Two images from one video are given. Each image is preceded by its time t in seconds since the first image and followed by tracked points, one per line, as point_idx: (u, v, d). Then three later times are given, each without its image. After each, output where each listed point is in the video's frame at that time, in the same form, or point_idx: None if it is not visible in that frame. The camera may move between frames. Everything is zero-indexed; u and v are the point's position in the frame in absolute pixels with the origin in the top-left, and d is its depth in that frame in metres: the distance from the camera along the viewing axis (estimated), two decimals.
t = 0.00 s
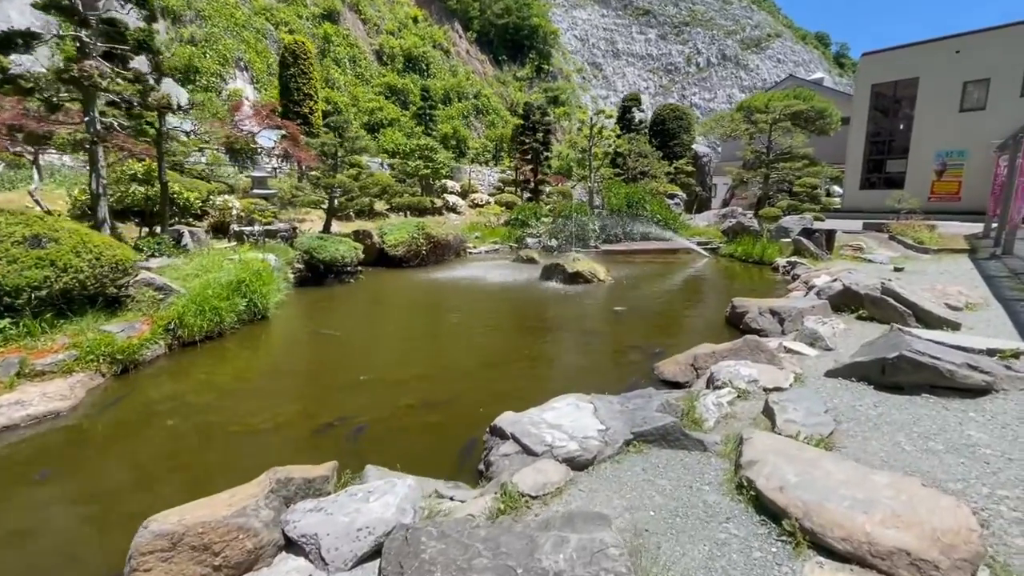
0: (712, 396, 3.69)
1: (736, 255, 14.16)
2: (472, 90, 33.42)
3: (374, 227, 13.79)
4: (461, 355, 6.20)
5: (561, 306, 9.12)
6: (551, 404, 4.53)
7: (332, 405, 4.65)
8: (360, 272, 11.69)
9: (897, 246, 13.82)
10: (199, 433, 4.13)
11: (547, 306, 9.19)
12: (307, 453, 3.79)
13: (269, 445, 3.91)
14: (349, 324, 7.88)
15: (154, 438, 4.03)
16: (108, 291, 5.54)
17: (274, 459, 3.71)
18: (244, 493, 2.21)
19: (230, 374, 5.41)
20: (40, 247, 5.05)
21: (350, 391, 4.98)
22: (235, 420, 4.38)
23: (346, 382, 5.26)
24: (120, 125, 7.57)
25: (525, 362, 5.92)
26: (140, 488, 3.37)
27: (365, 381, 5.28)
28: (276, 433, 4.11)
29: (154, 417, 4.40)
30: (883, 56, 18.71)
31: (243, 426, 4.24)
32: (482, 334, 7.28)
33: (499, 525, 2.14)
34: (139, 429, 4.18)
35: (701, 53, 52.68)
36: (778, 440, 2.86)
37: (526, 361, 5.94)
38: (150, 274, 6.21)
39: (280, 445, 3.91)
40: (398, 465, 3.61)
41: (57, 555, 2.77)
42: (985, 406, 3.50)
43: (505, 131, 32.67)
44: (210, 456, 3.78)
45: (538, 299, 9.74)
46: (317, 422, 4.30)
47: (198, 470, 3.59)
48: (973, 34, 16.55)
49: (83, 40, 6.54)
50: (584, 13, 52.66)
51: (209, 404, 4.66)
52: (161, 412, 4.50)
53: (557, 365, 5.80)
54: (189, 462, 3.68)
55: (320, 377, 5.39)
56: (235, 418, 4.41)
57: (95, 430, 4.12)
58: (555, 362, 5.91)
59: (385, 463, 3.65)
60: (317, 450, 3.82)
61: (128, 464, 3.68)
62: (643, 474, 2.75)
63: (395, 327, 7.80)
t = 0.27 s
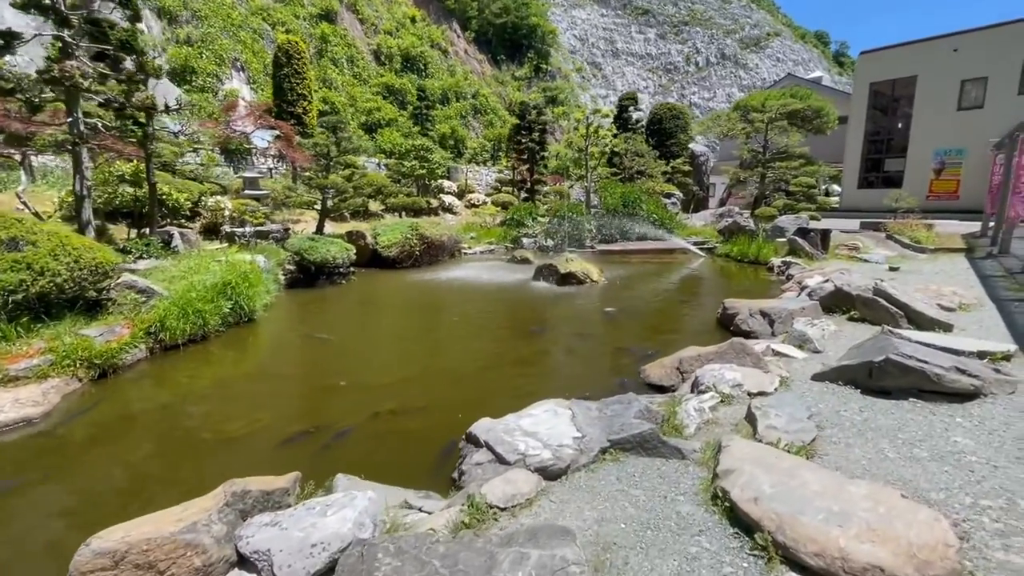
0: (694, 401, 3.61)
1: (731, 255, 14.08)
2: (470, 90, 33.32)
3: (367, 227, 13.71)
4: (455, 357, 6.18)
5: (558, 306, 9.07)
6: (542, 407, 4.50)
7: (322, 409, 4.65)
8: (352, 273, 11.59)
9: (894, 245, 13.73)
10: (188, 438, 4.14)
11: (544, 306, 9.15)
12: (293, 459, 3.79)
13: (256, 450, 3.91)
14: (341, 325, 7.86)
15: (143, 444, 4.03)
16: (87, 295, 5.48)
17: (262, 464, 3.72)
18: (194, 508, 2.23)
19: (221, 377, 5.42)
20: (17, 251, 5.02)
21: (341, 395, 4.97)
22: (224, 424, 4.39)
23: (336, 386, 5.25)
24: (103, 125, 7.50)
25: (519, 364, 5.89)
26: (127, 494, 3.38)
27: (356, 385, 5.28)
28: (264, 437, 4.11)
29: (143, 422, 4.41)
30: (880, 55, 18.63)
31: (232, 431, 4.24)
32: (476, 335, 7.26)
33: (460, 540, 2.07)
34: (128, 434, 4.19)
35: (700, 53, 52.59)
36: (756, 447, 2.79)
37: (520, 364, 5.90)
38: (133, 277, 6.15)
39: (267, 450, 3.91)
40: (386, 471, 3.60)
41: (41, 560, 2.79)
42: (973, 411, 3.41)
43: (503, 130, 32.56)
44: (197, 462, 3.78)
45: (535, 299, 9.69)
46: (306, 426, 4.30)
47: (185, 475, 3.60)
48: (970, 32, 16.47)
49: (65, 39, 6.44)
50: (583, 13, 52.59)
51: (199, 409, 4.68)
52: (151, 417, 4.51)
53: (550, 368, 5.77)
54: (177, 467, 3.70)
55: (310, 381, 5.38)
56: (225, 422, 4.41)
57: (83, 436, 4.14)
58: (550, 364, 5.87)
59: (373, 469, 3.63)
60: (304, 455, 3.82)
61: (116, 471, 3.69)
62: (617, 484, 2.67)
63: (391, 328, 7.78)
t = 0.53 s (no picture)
0: (678, 408, 3.52)
1: (728, 256, 13.99)
2: (470, 91, 33.24)
3: (362, 229, 13.64)
4: (448, 362, 6.19)
5: (554, 308, 9.05)
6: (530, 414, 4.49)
7: (311, 415, 4.67)
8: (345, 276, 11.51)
9: (892, 246, 13.63)
10: (177, 444, 4.19)
11: (539, 308, 9.13)
12: (280, 466, 3.81)
13: (244, 457, 3.95)
14: (334, 327, 7.88)
15: (134, 449, 4.09)
16: (68, 299, 5.43)
17: (249, 471, 3.75)
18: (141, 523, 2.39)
19: (214, 381, 5.46)
20: None
21: (332, 400, 5.00)
22: (214, 429, 4.43)
23: (328, 390, 5.29)
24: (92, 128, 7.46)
25: (511, 369, 5.89)
26: (115, 500, 3.44)
27: (347, 390, 5.31)
28: (252, 444, 4.14)
29: (135, 427, 4.46)
30: (879, 55, 18.55)
31: (221, 437, 4.27)
32: (471, 338, 7.27)
33: (421, 559, 1.99)
34: (119, 441, 4.24)
35: (701, 53, 52.50)
36: (737, 457, 2.70)
37: (512, 368, 5.90)
38: (118, 281, 6.08)
39: (255, 456, 3.95)
40: (370, 480, 3.61)
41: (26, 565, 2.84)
42: (964, 419, 3.32)
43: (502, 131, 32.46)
44: (184, 468, 3.82)
45: (532, 300, 9.67)
46: (296, 432, 4.33)
47: (174, 482, 3.65)
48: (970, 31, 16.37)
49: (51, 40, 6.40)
50: (583, 13, 52.55)
51: (191, 414, 4.72)
52: (143, 421, 4.56)
53: (542, 372, 5.76)
54: (165, 474, 3.74)
55: (302, 385, 5.41)
56: (214, 428, 4.45)
57: (76, 442, 4.20)
58: (542, 368, 5.87)
59: (358, 477, 3.65)
60: (291, 462, 3.86)
61: (104, 477, 3.74)
62: (593, 496, 2.58)
63: (386, 331, 7.79)
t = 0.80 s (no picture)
0: (666, 414, 3.40)
1: (728, 257, 13.85)
2: (471, 92, 33.16)
3: (359, 230, 13.56)
4: (442, 363, 6.10)
5: (552, 309, 8.93)
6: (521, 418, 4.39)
7: (299, 418, 4.60)
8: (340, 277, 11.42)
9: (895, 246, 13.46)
10: (162, 448, 4.14)
11: (537, 309, 9.02)
12: (263, 470, 3.74)
13: (227, 461, 3.88)
14: (331, 328, 7.88)
15: (124, 448, 4.13)
16: (50, 301, 5.36)
17: (231, 475, 3.69)
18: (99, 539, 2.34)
19: (208, 380, 5.48)
20: None
21: (321, 403, 4.93)
22: (200, 432, 4.37)
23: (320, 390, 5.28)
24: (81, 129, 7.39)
25: (505, 371, 5.79)
26: (101, 498, 3.47)
27: (339, 390, 5.30)
28: (236, 448, 4.08)
29: (121, 430, 4.41)
30: (883, 54, 18.37)
31: (206, 442, 4.21)
32: (467, 339, 7.17)
33: None
34: (104, 444, 4.20)
35: (703, 54, 52.33)
36: (723, 467, 2.58)
37: (506, 370, 5.80)
38: (104, 283, 6.00)
39: (239, 461, 3.88)
40: (354, 485, 3.54)
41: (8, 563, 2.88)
42: (965, 426, 3.19)
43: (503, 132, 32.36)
44: (166, 472, 3.77)
45: (530, 301, 9.56)
46: (282, 435, 4.26)
47: (155, 486, 3.59)
48: (974, 30, 16.20)
49: (37, 40, 6.32)
50: (586, 14, 52.48)
51: (179, 417, 4.67)
52: (130, 425, 4.52)
53: (537, 373, 5.65)
54: (148, 478, 3.69)
55: (292, 388, 5.34)
56: (200, 431, 4.39)
57: (69, 439, 4.25)
58: (536, 369, 5.76)
59: (341, 483, 3.57)
60: (274, 467, 3.78)
61: (86, 481, 3.70)
62: (570, 508, 2.47)
63: (381, 332, 7.70)
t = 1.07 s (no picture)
0: (655, 429, 3.24)
1: (730, 260, 13.66)
2: (473, 95, 33.10)
3: (357, 234, 13.46)
4: (434, 369, 5.98)
5: (550, 313, 8.80)
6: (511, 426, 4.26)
7: (284, 425, 4.49)
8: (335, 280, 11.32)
9: (900, 249, 13.24)
10: (143, 457, 4.04)
11: (535, 313, 8.88)
12: (243, 481, 3.64)
13: (207, 471, 3.79)
14: (327, 332, 7.79)
15: (109, 455, 4.09)
16: (32, 307, 5.26)
17: (211, 487, 3.59)
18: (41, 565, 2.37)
19: (199, 386, 5.43)
20: None
21: (309, 410, 4.82)
22: (183, 441, 4.28)
23: (311, 397, 5.19)
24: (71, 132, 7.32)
25: (498, 376, 5.66)
26: (79, 508, 3.41)
27: (330, 396, 5.21)
28: (218, 458, 3.98)
29: (103, 439, 4.33)
30: (888, 54, 18.14)
31: (188, 451, 4.11)
32: (462, 344, 7.05)
33: None
34: (85, 453, 4.11)
35: (707, 55, 52.14)
36: (712, 489, 2.43)
37: (499, 375, 5.67)
38: (89, 288, 5.90)
39: (220, 472, 3.78)
40: (334, 496, 3.43)
41: None
42: (972, 443, 3.02)
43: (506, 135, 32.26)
44: (145, 484, 3.67)
45: (528, 305, 9.42)
46: (265, 445, 4.16)
47: (130, 499, 3.49)
48: (981, 30, 15.95)
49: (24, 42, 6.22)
50: (589, 17, 52.43)
51: (163, 425, 4.58)
52: (113, 433, 4.43)
53: (530, 378, 5.52)
54: (126, 489, 3.60)
55: (280, 394, 5.24)
56: (184, 440, 4.29)
57: (55, 446, 4.21)
58: (530, 375, 5.63)
59: (322, 494, 3.46)
60: (254, 478, 3.67)
61: (66, 490, 3.63)
62: (548, 533, 2.32)
63: (376, 337, 7.59)
